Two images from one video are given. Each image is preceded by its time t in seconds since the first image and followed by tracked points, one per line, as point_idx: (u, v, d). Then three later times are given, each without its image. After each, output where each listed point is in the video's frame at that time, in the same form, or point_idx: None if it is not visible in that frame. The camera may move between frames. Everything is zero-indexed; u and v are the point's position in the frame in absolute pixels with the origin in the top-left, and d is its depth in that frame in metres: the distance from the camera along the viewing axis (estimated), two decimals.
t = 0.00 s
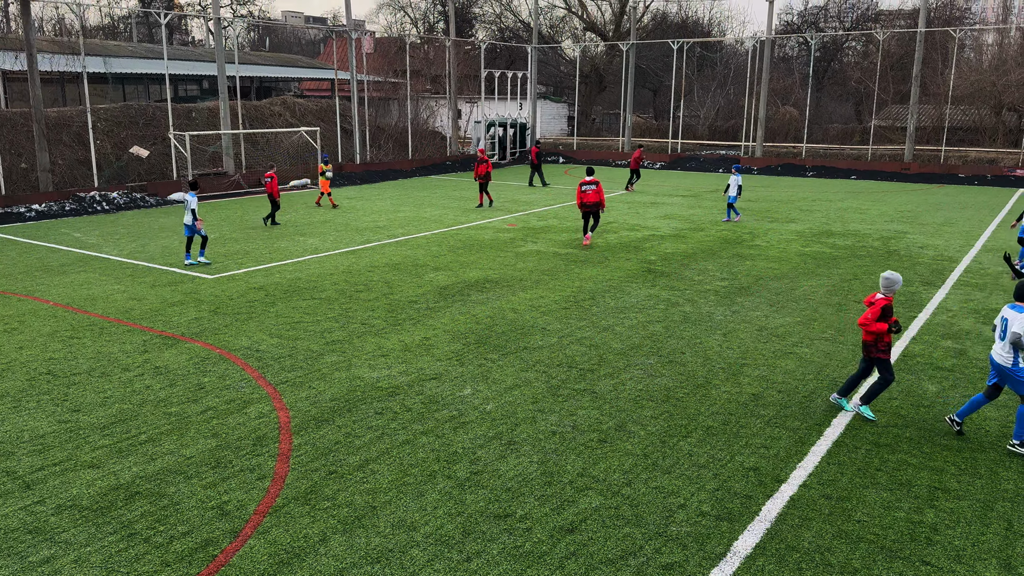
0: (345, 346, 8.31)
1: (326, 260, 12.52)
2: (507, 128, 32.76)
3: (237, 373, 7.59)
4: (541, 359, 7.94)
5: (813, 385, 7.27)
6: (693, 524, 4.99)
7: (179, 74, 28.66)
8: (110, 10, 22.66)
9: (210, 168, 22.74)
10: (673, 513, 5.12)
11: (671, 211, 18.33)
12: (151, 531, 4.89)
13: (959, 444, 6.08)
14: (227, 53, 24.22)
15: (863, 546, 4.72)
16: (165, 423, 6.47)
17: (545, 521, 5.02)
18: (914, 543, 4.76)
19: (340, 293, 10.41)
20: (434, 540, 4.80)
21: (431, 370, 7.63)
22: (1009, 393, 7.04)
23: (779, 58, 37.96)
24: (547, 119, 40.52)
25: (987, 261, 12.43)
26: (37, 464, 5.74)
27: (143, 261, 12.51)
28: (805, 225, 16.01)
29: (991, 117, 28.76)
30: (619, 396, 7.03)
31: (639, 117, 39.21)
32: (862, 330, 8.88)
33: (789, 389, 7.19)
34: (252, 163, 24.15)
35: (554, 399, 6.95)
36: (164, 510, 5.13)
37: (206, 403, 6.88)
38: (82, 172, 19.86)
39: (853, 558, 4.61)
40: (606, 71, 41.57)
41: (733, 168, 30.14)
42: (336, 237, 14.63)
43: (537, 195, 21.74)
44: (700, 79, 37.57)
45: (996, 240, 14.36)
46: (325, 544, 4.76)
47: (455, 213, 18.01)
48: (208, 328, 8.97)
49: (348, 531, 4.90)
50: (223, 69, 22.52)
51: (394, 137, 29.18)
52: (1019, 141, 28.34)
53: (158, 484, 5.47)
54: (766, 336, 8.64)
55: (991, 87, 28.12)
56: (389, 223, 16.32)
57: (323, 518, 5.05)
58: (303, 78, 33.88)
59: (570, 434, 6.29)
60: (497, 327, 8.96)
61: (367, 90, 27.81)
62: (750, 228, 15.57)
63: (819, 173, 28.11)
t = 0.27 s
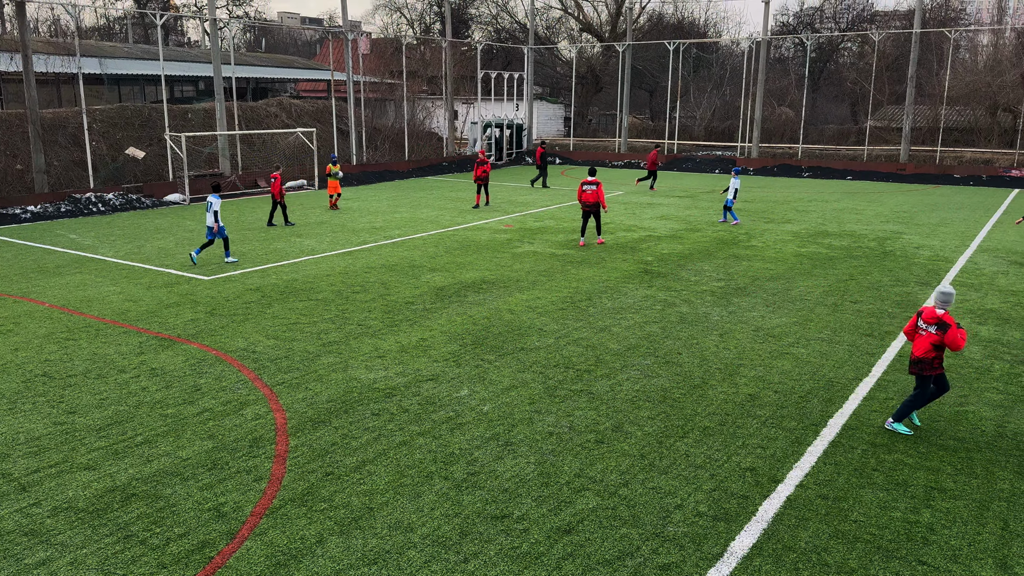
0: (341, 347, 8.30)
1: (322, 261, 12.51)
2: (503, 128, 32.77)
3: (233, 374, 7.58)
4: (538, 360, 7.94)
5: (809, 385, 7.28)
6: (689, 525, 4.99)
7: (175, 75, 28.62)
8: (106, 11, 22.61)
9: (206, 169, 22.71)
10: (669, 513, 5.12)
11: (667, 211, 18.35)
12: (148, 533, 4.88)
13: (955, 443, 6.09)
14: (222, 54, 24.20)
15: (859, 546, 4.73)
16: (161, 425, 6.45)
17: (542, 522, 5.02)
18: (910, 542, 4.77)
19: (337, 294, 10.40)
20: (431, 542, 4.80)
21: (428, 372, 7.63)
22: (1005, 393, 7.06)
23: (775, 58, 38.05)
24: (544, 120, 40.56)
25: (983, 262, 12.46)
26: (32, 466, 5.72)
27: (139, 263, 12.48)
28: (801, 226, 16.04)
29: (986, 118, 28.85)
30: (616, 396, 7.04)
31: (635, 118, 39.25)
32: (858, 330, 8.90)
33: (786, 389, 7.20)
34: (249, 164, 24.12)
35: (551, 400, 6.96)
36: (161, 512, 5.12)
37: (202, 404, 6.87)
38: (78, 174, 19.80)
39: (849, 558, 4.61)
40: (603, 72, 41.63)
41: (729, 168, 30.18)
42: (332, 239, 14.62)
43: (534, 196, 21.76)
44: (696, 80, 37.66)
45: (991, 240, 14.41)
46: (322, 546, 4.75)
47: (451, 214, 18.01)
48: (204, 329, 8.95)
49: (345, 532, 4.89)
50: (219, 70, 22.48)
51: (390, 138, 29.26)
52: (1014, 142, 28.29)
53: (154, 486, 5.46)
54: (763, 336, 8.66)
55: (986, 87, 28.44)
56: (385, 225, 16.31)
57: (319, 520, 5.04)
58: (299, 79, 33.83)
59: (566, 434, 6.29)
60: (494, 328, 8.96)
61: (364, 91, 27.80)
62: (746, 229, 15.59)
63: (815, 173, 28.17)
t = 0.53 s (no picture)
0: (337, 348, 8.29)
1: (318, 261, 12.49)
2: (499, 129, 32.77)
3: (229, 375, 7.56)
4: (533, 360, 7.93)
5: (805, 385, 7.29)
6: (685, 524, 5.00)
7: (170, 76, 28.55)
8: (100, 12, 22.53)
9: (201, 170, 22.66)
10: (665, 513, 5.13)
11: (663, 212, 18.37)
12: (142, 534, 4.87)
13: (950, 443, 6.11)
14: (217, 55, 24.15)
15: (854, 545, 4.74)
16: (156, 426, 6.43)
17: (538, 522, 5.03)
18: (906, 542, 4.78)
19: (332, 295, 10.38)
20: (427, 542, 4.79)
21: (424, 372, 7.62)
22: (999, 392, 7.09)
23: (770, 59, 38.17)
24: (539, 120, 40.58)
25: (977, 262, 12.51)
26: (26, 468, 5.70)
27: (134, 264, 12.44)
28: (796, 226, 16.08)
29: (980, 118, 28.95)
30: (612, 396, 7.04)
31: (631, 118, 39.30)
32: (853, 330, 8.93)
33: (781, 389, 7.21)
34: (243, 165, 24.07)
35: (547, 400, 6.95)
36: (156, 514, 5.11)
37: (197, 405, 6.85)
38: (72, 174, 19.74)
39: (844, 557, 4.63)
40: (598, 72, 41.67)
41: (725, 169, 30.24)
42: (328, 239, 14.60)
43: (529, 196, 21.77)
44: (691, 81, 37.73)
45: (985, 239, 14.47)
46: (317, 547, 4.75)
47: (447, 214, 18.00)
48: (199, 330, 8.93)
49: (340, 533, 4.88)
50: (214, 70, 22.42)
51: (386, 138, 29.22)
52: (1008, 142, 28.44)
53: (149, 488, 5.44)
54: (758, 336, 8.67)
55: (981, 88, 28.57)
56: (381, 225, 16.29)
57: (314, 521, 5.03)
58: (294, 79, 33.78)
59: (562, 434, 6.29)
60: (490, 329, 8.96)
61: (359, 91, 27.78)
62: (742, 229, 15.61)
63: (810, 173, 28.24)
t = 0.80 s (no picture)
0: (331, 347, 8.28)
1: (312, 261, 12.47)
2: (493, 128, 32.76)
3: (223, 376, 7.54)
4: (528, 360, 7.93)
5: (799, 384, 7.31)
6: (680, 523, 5.00)
7: (163, 75, 28.45)
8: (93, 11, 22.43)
9: (195, 169, 22.60)
10: (660, 512, 5.13)
11: (658, 211, 18.39)
12: (136, 535, 4.85)
13: (944, 441, 6.13)
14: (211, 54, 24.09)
15: (849, 543, 4.75)
16: (149, 427, 6.41)
17: (534, 521, 5.02)
18: (900, 540, 4.79)
19: (326, 294, 10.36)
20: (422, 542, 4.79)
21: (419, 372, 7.61)
22: (992, 390, 7.12)
23: (764, 59, 38.27)
24: (534, 119, 40.58)
25: (971, 260, 12.55)
26: (19, 469, 5.67)
27: (128, 264, 12.40)
28: (790, 225, 16.11)
29: (974, 117, 29.04)
30: (607, 395, 7.05)
31: (626, 118, 39.33)
32: (847, 328, 8.96)
33: (775, 388, 7.23)
34: (238, 164, 24.01)
35: (542, 399, 6.96)
36: (150, 514, 5.09)
37: (191, 406, 6.82)
38: (66, 174, 19.67)
39: (838, 555, 4.64)
40: (592, 72, 41.70)
41: (719, 168, 30.30)
42: (322, 239, 14.57)
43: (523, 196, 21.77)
44: (686, 80, 37.79)
45: (978, 238, 14.52)
46: (312, 547, 4.74)
47: (441, 213, 17.98)
48: (193, 331, 8.90)
49: (335, 534, 4.87)
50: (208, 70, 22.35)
51: (380, 138, 29.15)
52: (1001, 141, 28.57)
53: (143, 488, 5.42)
54: (752, 335, 8.69)
55: (974, 87, 28.66)
56: (375, 225, 16.26)
57: (309, 521, 5.02)
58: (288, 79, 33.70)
59: (557, 434, 6.29)
60: (485, 328, 8.95)
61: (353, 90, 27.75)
62: (736, 228, 15.63)
63: (804, 173, 28.30)
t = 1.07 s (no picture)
0: (325, 347, 8.26)
1: (306, 260, 12.43)
2: (487, 127, 32.72)
3: (216, 375, 7.52)
4: (523, 358, 7.94)
5: (792, 382, 7.33)
6: (674, 521, 5.01)
7: (156, 74, 28.34)
8: (85, 10, 22.32)
9: (188, 168, 22.51)
10: (655, 510, 5.14)
11: (652, 210, 18.41)
12: (130, 536, 4.83)
13: (937, 439, 6.16)
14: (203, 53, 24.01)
15: (842, 541, 4.77)
16: (143, 427, 6.39)
17: (528, 520, 5.03)
18: (893, 537, 4.81)
19: (320, 294, 10.34)
20: (417, 542, 4.78)
21: (413, 371, 7.60)
22: (984, 388, 7.15)
23: (757, 58, 38.42)
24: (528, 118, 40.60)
25: (963, 258, 12.60)
26: (11, 470, 5.64)
27: (120, 263, 12.35)
28: (783, 224, 16.16)
29: (965, 116, 29.15)
30: (601, 394, 7.06)
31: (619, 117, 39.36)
32: (840, 326, 8.99)
33: (769, 385, 7.25)
34: (231, 163, 23.93)
35: (536, 398, 6.96)
36: (143, 514, 5.07)
37: (184, 405, 6.80)
38: (57, 173, 19.57)
39: (832, 553, 4.65)
40: (586, 71, 41.72)
41: (712, 167, 30.36)
42: (315, 238, 14.54)
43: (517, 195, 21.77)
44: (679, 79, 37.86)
45: (970, 237, 14.58)
46: (306, 546, 4.73)
47: (435, 212, 17.96)
48: (186, 330, 8.87)
49: (330, 533, 4.86)
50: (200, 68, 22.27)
51: (374, 136, 29.09)
52: (993, 139, 28.71)
53: (136, 488, 5.40)
54: (746, 333, 8.72)
55: (965, 86, 28.77)
56: (369, 224, 16.24)
57: (304, 520, 5.02)
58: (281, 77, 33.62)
59: (552, 432, 6.30)
60: (479, 327, 8.96)
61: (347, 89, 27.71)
62: (729, 227, 15.67)
63: (797, 171, 28.37)
